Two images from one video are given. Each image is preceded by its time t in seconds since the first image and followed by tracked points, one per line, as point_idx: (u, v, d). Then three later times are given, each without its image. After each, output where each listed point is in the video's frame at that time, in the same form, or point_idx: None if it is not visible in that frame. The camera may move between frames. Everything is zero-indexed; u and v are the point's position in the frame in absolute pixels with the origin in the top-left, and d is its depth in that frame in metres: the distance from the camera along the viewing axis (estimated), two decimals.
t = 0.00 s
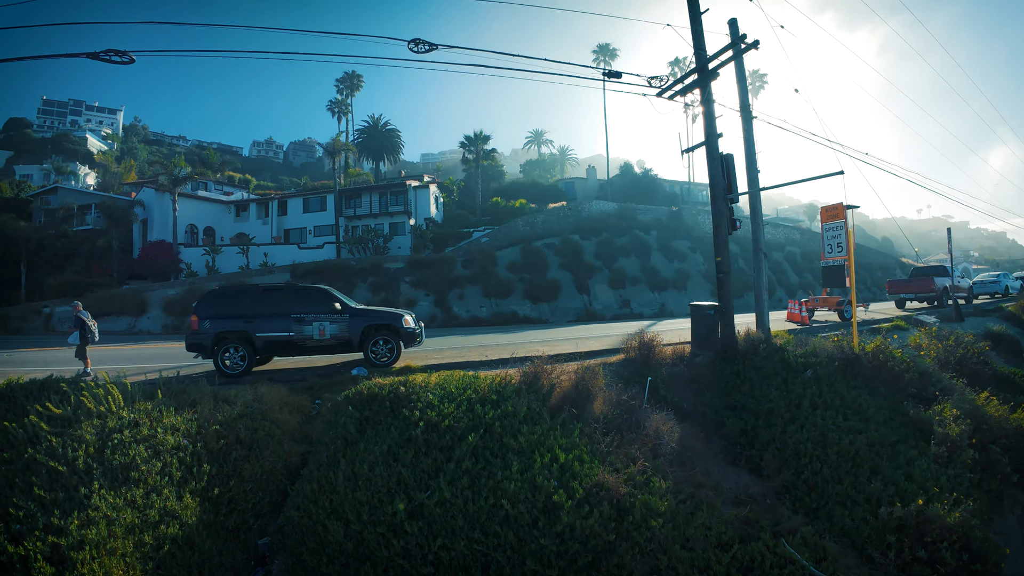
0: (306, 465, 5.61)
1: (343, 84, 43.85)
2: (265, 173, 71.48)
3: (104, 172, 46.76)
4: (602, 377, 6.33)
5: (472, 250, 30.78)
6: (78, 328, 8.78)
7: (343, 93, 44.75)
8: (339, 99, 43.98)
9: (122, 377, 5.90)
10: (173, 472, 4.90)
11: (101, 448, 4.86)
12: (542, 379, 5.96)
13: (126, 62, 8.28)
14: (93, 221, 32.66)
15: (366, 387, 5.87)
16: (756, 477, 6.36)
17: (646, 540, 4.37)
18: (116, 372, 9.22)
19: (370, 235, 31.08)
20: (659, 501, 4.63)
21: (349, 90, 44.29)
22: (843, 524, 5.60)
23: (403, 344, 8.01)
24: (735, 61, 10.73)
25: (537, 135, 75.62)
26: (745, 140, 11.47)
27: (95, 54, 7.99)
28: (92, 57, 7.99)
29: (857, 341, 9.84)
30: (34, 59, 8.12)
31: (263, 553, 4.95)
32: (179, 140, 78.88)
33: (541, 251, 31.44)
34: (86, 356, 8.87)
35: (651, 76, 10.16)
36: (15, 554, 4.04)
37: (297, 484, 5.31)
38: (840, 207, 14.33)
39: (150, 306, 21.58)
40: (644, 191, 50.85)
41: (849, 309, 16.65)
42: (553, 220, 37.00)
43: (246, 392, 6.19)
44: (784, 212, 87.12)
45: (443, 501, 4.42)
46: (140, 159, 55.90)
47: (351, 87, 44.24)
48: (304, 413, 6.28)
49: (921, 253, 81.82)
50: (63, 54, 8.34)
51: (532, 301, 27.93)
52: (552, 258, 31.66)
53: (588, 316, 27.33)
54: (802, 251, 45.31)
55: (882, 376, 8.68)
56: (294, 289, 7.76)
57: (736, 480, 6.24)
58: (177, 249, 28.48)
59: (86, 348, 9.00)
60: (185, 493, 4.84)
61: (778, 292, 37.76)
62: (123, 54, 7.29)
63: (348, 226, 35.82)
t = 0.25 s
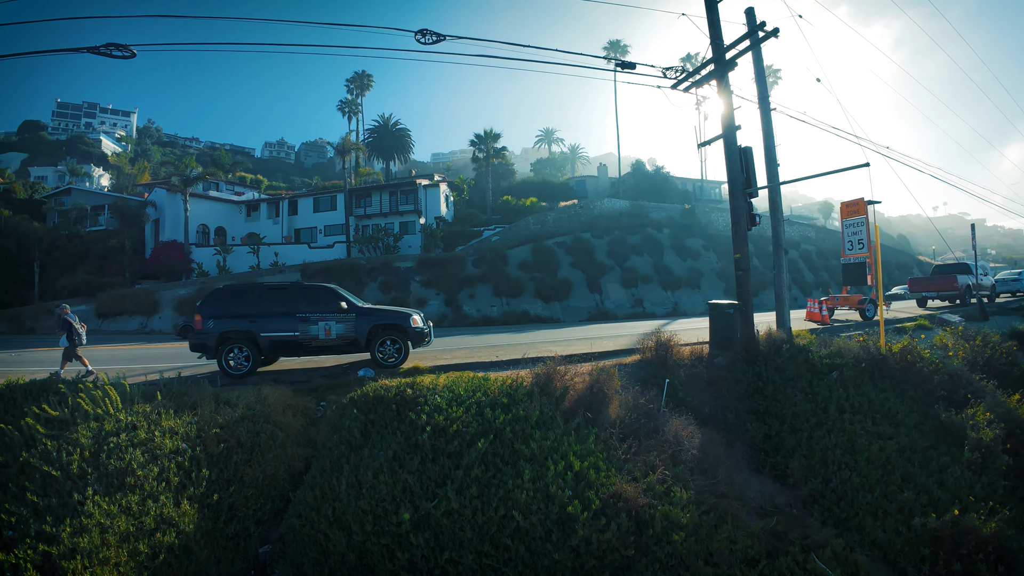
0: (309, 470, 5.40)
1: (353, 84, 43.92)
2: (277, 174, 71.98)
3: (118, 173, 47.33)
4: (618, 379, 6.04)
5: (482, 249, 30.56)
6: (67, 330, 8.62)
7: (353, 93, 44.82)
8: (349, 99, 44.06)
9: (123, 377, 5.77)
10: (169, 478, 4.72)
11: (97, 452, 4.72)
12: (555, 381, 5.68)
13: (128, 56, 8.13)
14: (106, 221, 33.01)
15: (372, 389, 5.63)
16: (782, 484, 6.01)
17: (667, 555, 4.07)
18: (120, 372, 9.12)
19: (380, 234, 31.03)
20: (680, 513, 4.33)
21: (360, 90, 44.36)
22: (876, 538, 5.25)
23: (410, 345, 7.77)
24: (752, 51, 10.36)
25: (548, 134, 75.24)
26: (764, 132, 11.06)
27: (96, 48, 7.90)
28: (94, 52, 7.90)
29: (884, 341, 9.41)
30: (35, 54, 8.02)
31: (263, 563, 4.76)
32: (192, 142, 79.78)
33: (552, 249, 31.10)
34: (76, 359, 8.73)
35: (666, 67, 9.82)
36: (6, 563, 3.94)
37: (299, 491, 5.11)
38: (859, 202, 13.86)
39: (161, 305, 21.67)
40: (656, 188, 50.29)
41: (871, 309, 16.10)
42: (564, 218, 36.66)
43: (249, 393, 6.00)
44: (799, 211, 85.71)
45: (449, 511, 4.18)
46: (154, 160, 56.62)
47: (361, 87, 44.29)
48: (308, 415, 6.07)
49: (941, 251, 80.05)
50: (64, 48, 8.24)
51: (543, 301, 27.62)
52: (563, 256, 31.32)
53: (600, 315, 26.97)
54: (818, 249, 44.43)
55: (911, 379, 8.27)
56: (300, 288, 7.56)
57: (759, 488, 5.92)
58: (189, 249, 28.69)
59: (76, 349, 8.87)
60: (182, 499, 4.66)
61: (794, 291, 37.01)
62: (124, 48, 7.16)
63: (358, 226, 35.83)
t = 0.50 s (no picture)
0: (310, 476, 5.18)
1: (360, 84, 43.90)
2: (286, 175, 72.30)
3: (129, 175, 47.75)
4: (633, 382, 5.75)
5: (490, 248, 30.32)
6: (50, 329, 8.70)
7: (360, 93, 44.80)
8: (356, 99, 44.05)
9: (120, 380, 5.61)
10: (163, 484, 4.53)
11: (88, 458, 4.55)
12: (567, 384, 5.40)
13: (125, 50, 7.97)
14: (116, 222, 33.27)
15: (375, 391, 5.39)
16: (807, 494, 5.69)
17: (689, 574, 3.79)
18: (122, 373, 9.02)
19: (388, 234, 30.92)
20: (702, 526, 4.03)
21: (367, 89, 44.33)
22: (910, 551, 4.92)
23: (416, 345, 7.53)
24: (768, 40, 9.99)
25: (556, 133, 74.85)
26: (781, 124, 10.69)
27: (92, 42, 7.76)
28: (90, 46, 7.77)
29: (910, 340, 9.01)
30: (32, 51, 7.89)
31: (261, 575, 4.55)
32: (202, 143, 80.41)
33: (561, 248, 30.79)
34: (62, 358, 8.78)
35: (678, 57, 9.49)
36: None
37: (299, 499, 4.89)
38: (877, 198, 13.40)
39: (170, 305, 21.71)
40: (665, 186, 49.74)
41: (891, 308, 15.61)
42: (572, 216, 36.32)
43: (248, 396, 5.80)
44: (812, 208, 84.49)
45: (455, 522, 3.92)
46: (163, 162, 57.07)
47: (368, 86, 44.27)
48: (309, 419, 5.85)
49: (958, 249, 78.49)
50: (62, 44, 8.14)
51: (552, 300, 27.32)
52: (572, 255, 30.98)
53: (610, 315, 26.61)
54: (833, 247, 43.63)
55: (940, 381, 7.88)
56: (303, 287, 7.35)
57: (782, 497, 5.61)
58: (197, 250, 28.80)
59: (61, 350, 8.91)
60: (175, 507, 4.47)
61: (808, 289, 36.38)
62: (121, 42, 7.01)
63: (366, 225, 35.76)
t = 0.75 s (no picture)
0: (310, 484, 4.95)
1: (367, 83, 43.84)
2: (294, 175, 72.58)
3: (138, 176, 48.11)
4: (647, 385, 5.47)
5: (498, 247, 30.06)
6: (33, 331, 8.56)
7: (367, 92, 44.77)
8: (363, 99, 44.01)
9: (113, 382, 5.43)
10: (155, 492, 4.33)
11: (77, 464, 4.36)
12: (578, 388, 5.13)
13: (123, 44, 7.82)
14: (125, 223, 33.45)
15: (378, 395, 5.16)
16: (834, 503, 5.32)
17: None
18: (122, 374, 8.88)
19: (395, 233, 30.79)
20: (724, 542, 3.74)
21: (374, 89, 44.27)
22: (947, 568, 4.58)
23: (420, 346, 7.29)
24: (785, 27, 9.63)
25: (564, 132, 74.45)
26: (798, 116, 10.32)
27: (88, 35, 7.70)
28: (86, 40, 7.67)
29: (936, 340, 8.62)
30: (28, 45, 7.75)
31: None
32: (212, 144, 80.98)
33: (569, 247, 30.46)
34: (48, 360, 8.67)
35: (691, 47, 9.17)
36: None
37: (297, 507, 4.66)
38: (896, 193, 12.97)
39: (177, 305, 21.71)
40: (675, 184, 49.18)
41: (910, 306, 15.13)
42: (580, 215, 35.98)
43: (245, 399, 5.59)
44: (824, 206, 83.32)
45: (459, 536, 3.67)
46: (173, 163, 57.48)
47: (375, 86, 44.22)
48: (309, 423, 5.64)
49: (974, 247, 77.00)
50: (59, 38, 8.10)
51: (561, 299, 27.01)
52: (581, 254, 30.64)
53: (619, 314, 26.24)
54: (846, 245, 42.85)
55: (970, 384, 7.49)
56: (305, 287, 7.14)
57: (806, 507, 5.29)
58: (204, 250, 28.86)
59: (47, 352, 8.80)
60: (167, 516, 4.26)
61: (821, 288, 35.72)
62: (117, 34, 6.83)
63: (373, 225, 35.66)
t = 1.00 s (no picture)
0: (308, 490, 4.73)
1: (375, 82, 43.79)
2: (303, 175, 72.86)
3: (149, 176, 48.50)
4: (664, 389, 5.18)
5: (506, 246, 29.78)
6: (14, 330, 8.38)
7: (375, 91, 44.72)
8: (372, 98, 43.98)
9: (108, 383, 5.25)
10: (145, 499, 4.13)
11: (65, 469, 4.18)
12: (590, 393, 4.86)
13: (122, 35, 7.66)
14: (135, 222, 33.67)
15: (380, 398, 4.93)
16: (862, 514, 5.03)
17: None
18: (123, 374, 8.74)
19: (403, 232, 30.65)
20: (750, 560, 3.45)
21: (382, 88, 44.21)
22: None
23: (426, 346, 7.06)
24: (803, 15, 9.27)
25: (573, 131, 74.01)
26: (817, 108, 9.96)
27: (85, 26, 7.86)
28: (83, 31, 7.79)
29: (965, 341, 8.22)
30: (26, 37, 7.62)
31: None
32: (221, 144, 81.53)
33: (579, 246, 30.12)
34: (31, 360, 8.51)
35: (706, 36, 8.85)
36: None
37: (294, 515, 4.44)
38: (916, 188, 12.51)
39: (185, 304, 21.71)
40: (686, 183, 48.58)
41: (932, 306, 14.62)
42: (590, 213, 35.61)
43: (243, 401, 5.39)
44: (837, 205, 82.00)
45: (463, 552, 3.41)
46: (183, 163, 57.90)
47: (383, 85, 44.15)
48: (309, 426, 5.42)
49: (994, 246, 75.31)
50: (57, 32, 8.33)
51: (570, 298, 26.66)
52: (590, 253, 30.28)
53: (630, 314, 25.86)
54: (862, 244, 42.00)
55: (1005, 388, 7.09)
56: (307, 285, 6.94)
57: (833, 519, 4.97)
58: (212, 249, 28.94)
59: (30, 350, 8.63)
60: (157, 524, 4.05)
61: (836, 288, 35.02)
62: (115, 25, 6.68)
63: (381, 223, 35.56)
